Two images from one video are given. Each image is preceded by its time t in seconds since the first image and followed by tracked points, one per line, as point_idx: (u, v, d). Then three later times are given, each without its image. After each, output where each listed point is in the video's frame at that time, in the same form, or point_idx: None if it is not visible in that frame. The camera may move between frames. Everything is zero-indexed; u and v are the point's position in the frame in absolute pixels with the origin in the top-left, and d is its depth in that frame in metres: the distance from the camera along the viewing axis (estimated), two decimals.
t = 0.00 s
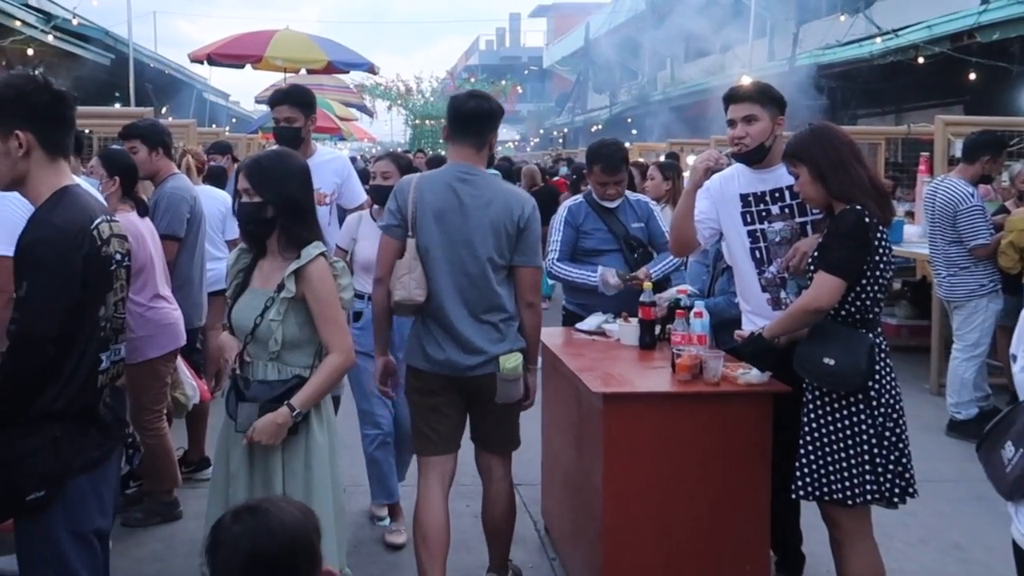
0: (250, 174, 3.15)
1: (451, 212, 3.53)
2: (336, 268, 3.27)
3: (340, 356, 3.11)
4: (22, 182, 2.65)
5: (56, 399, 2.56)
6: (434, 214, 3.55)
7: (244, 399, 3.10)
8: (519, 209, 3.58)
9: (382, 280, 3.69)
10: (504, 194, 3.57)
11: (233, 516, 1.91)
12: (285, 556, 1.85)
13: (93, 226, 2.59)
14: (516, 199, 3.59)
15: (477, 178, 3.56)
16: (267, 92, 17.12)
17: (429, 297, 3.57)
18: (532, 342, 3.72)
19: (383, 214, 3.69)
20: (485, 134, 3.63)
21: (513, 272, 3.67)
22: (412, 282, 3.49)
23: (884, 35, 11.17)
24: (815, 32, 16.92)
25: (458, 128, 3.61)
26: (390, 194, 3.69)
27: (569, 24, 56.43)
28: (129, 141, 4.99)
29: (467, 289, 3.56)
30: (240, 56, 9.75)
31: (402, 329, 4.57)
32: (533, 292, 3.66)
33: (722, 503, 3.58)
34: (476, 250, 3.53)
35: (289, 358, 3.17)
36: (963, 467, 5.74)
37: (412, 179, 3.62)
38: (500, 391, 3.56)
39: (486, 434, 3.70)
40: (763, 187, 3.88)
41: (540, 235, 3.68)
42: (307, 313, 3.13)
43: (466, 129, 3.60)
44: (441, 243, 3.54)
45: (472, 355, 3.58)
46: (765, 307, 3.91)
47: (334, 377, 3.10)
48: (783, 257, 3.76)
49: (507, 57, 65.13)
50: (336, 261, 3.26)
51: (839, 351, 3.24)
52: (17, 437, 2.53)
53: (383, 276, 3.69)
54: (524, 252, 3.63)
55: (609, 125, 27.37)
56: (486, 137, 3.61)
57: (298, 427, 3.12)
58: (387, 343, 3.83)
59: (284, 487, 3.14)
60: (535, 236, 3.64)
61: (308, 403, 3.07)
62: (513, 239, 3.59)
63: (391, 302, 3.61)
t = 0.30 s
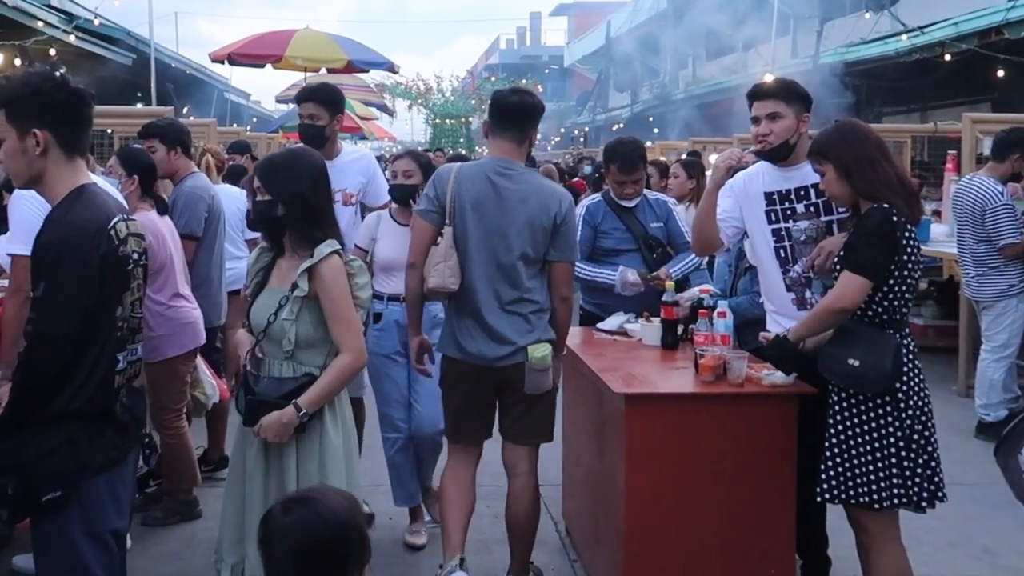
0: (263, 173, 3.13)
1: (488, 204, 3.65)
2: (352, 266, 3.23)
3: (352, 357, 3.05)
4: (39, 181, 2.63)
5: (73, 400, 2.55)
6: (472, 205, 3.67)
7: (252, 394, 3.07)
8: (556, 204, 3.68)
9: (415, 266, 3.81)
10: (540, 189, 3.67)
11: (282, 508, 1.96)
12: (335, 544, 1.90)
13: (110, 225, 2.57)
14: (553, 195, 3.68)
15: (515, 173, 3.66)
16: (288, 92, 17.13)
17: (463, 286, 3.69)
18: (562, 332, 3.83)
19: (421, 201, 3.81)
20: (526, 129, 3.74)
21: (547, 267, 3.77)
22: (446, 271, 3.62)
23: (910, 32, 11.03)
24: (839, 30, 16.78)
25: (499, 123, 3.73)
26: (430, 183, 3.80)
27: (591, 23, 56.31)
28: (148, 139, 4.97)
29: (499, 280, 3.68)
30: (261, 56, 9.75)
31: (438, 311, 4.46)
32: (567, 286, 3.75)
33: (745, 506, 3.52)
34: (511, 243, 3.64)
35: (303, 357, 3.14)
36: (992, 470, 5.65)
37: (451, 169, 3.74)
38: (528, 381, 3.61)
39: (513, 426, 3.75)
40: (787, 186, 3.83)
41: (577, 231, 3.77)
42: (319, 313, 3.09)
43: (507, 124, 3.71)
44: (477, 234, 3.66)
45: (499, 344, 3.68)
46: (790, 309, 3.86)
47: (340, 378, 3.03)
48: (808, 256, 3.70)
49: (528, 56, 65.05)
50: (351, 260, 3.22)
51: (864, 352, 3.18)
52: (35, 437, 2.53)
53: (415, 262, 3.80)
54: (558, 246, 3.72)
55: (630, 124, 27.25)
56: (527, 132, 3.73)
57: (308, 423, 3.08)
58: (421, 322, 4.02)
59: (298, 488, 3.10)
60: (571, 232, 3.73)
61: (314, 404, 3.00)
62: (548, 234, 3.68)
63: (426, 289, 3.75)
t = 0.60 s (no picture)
0: (277, 169, 3.10)
1: (522, 197, 3.68)
2: (368, 262, 3.19)
3: (355, 355, 2.99)
4: (55, 176, 2.60)
5: (89, 397, 2.52)
6: (505, 197, 3.70)
7: (258, 384, 3.05)
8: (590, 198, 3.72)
9: (444, 253, 3.83)
10: (573, 182, 3.69)
11: (347, 499, 2.03)
12: (400, 533, 1.99)
13: (126, 221, 2.54)
14: (586, 189, 3.71)
15: (548, 166, 3.69)
16: (308, 88, 17.12)
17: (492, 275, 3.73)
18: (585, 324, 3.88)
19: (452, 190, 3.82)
20: (559, 122, 3.77)
21: (577, 260, 3.81)
22: (478, 260, 3.65)
23: (936, 25, 10.88)
24: (864, 24, 16.59)
25: (532, 116, 3.75)
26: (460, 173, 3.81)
27: (611, 18, 56.10)
28: (166, 134, 4.94)
29: (529, 272, 3.70)
30: (280, 51, 9.72)
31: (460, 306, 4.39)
32: (597, 281, 3.82)
33: (769, 504, 3.46)
34: (543, 235, 3.68)
35: (316, 353, 3.10)
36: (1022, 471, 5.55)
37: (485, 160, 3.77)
38: (550, 371, 3.64)
39: (530, 416, 3.75)
40: (813, 180, 3.75)
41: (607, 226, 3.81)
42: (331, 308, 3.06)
43: (541, 118, 3.74)
44: (510, 225, 3.70)
45: (525, 335, 3.70)
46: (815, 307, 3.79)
47: (342, 378, 2.98)
48: (834, 253, 3.63)
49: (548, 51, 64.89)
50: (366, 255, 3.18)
51: (893, 351, 3.11)
52: (51, 434, 2.51)
53: (445, 250, 3.83)
54: (589, 240, 3.76)
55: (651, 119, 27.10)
56: (560, 126, 3.77)
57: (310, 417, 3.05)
58: (450, 311, 4.11)
59: (312, 485, 3.07)
60: (602, 227, 3.77)
61: (316, 401, 2.97)
62: (580, 228, 3.71)
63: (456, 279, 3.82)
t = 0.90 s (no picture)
0: (287, 166, 3.05)
1: (547, 193, 3.63)
2: (378, 260, 3.14)
3: (358, 355, 2.95)
4: (66, 173, 2.56)
5: (101, 396, 2.48)
6: (530, 194, 3.65)
7: (265, 378, 3.01)
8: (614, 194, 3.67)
9: (472, 248, 3.74)
10: (597, 179, 3.65)
11: (400, 484, 2.03)
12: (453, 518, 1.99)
13: (139, 219, 2.50)
14: (610, 186, 3.67)
15: (572, 162, 3.64)
16: (324, 85, 17.10)
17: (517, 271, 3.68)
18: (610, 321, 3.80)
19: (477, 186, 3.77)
20: (581, 119, 3.72)
21: (601, 258, 3.76)
22: (505, 256, 3.59)
23: (959, 22, 10.74)
24: (885, 21, 16.42)
25: (553, 114, 3.70)
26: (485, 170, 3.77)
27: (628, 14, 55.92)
28: (181, 131, 4.91)
29: (553, 268, 3.65)
30: (296, 48, 9.69)
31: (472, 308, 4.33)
32: (621, 277, 3.77)
33: (788, 506, 3.39)
34: (569, 231, 3.63)
35: (324, 350, 3.05)
36: None
37: (509, 157, 3.72)
38: (571, 365, 3.58)
39: (550, 412, 3.71)
40: (837, 178, 3.68)
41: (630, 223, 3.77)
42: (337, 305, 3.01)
43: (564, 115, 3.69)
44: (536, 222, 3.65)
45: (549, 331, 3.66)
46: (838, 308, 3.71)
47: (341, 375, 2.93)
48: (858, 252, 3.56)
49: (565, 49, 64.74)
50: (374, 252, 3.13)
51: (919, 353, 3.02)
52: (62, 435, 2.46)
53: (471, 244, 3.74)
54: (613, 237, 3.72)
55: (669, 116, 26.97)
56: (582, 123, 3.71)
57: (315, 413, 3.00)
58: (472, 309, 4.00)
59: (320, 482, 3.03)
60: (626, 223, 3.73)
61: (315, 396, 2.92)
62: (604, 223, 3.66)
63: (480, 276, 3.75)
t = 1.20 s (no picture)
0: (290, 164, 2.98)
1: (564, 195, 3.58)
2: (378, 261, 3.09)
3: (348, 356, 2.89)
4: (67, 172, 2.52)
5: (102, 401, 2.43)
6: (548, 195, 3.58)
7: (264, 377, 2.99)
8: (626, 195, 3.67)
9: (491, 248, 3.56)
10: (610, 180, 3.63)
11: (437, 482, 2.11)
12: (487, 517, 2.07)
13: (141, 220, 2.45)
14: (621, 186, 3.66)
15: (584, 163, 3.60)
16: (330, 85, 17.05)
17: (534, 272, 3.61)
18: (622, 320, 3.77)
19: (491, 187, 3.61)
20: (586, 119, 3.68)
21: (611, 257, 3.75)
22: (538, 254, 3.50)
23: (970, 22, 10.65)
24: (894, 21, 16.32)
25: (559, 116, 3.65)
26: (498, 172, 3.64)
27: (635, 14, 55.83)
28: (185, 129, 4.86)
29: (571, 268, 3.61)
30: (302, 47, 9.64)
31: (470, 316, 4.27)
32: (627, 276, 3.77)
33: (795, 510, 3.33)
34: (585, 233, 3.60)
35: (325, 351, 3.00)
36: None
37: (523, 158, 3.65)
38: (589, 363, 3.56)
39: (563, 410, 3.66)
40: (851, 180, 3.62)
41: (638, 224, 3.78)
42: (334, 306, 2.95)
43: (572, 117, 3.64)
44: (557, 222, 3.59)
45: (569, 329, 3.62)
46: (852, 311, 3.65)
47: (330, 376, 2.87)
48: (873, 255, 3.49)
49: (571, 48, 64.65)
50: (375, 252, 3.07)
51: (937, 358, 2.97)
52: (62, 440, 2.41)
53: (491, 245, 3.56)
54: (625, 236, 3.70)
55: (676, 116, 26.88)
56: (589, 124, 3.67)
57: (309, 414, 2.95)
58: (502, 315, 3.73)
59: (316, 482, 2.97)
60: (635, 223, 3.73)
61: (304, 395, 2.88)
62: (619, 223, 3.66)
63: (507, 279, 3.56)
